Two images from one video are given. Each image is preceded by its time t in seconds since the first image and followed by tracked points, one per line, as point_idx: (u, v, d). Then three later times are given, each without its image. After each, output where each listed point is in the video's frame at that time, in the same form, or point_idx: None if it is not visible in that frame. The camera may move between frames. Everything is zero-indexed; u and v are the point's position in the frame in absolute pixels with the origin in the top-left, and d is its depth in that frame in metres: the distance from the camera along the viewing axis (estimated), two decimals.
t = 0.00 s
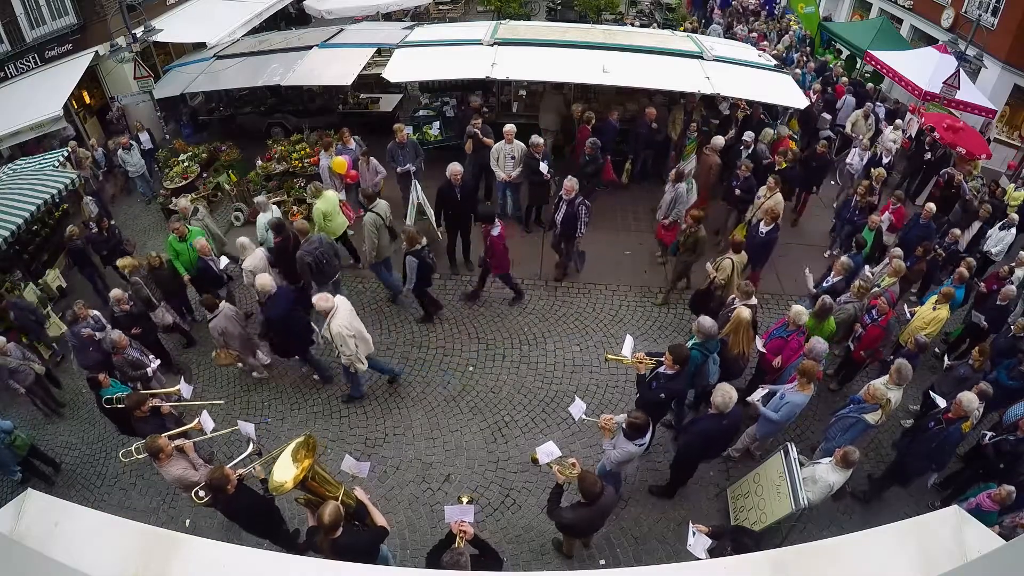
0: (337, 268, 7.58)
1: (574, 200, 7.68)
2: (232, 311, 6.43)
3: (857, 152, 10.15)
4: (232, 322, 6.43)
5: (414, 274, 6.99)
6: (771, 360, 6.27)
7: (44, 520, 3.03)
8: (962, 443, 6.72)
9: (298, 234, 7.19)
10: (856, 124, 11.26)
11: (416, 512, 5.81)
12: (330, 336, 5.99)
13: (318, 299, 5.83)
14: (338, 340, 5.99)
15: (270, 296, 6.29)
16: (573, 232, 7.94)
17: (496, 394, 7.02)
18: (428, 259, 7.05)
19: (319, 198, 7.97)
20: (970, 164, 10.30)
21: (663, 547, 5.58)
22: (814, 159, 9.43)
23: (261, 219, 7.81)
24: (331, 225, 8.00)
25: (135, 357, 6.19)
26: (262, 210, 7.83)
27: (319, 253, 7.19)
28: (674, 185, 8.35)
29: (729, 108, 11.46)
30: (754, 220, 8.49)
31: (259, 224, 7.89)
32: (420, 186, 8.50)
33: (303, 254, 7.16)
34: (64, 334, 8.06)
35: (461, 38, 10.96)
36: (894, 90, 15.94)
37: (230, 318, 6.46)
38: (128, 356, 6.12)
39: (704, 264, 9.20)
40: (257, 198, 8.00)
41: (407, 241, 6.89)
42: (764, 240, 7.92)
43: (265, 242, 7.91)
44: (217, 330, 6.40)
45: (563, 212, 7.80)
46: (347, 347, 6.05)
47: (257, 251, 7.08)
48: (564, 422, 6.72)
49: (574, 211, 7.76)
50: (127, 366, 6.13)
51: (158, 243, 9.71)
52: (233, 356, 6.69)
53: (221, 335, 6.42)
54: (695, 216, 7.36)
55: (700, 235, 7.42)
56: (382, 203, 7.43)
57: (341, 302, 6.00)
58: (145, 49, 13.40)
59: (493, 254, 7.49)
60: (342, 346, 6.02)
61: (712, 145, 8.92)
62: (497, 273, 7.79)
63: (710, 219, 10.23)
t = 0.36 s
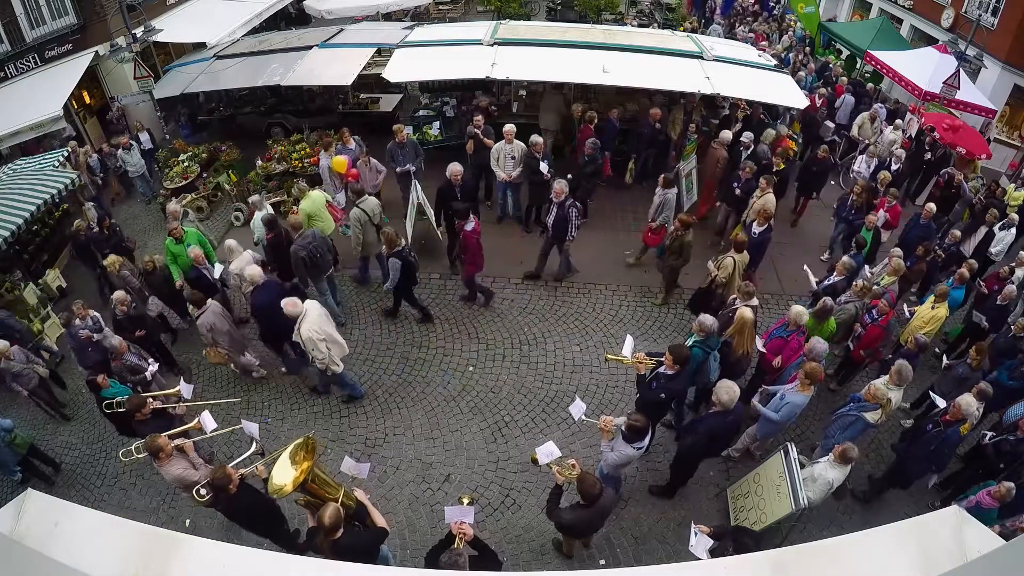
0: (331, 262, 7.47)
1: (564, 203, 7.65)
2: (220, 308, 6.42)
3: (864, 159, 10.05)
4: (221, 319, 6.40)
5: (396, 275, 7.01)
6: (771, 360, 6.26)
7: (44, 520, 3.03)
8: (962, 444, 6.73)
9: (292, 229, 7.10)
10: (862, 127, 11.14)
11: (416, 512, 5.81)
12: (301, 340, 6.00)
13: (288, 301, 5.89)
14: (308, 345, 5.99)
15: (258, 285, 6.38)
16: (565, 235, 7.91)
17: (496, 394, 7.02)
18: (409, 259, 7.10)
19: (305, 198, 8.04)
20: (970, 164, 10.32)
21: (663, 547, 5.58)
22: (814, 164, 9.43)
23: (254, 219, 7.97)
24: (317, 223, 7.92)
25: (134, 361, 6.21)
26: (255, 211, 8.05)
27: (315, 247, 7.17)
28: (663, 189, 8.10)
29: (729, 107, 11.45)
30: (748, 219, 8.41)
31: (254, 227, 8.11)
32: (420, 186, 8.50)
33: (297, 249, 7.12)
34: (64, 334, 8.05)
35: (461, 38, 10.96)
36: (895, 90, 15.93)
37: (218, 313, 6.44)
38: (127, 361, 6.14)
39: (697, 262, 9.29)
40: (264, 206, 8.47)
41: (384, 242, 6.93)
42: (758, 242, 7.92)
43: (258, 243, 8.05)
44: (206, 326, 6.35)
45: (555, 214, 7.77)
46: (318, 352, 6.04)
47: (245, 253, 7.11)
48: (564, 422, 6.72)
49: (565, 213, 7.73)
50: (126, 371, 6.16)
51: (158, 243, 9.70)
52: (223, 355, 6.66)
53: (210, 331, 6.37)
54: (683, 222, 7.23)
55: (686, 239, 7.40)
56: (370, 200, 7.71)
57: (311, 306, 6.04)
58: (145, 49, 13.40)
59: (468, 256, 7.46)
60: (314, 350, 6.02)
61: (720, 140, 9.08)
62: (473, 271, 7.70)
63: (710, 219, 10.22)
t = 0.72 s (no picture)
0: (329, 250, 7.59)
1: (548, 203, 7.65)
2: (211, 307, 6.46)
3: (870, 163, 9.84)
4: (212, 318, 6.44)
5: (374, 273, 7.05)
6: (771, 360, 6.26)
7: (44, 521, 3.03)
8: (962, 444, 6.72)
9: (291, 217, 7.20)
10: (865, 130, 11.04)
11: (416, 512, 5.81)
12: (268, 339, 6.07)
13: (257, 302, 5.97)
14: (275, 344, 6.05)
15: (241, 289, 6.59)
16: (548, 237, 7.95)
17: (496, 394, 7.02)
18: (388, 257, 7.12)
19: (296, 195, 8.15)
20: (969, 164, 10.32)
21: (663, 547, 5.58)
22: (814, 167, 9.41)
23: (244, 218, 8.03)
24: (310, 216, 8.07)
25: (134, 360, 6.18)
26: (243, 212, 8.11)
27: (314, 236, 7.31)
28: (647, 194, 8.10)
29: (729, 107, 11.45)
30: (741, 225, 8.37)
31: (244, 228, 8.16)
32: (420, 187, 8.51)
33: (295, 237, 7.25)
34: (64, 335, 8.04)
35: (461, 38, 10.96)
36: (895, 90, 15.93)
37: (209, 313, 6.49)
38: (127, 359, 6.12)
39: (684, 260, 9.32)
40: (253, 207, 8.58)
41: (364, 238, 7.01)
42: (755, 243, 7.91)
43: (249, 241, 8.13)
44: (196, 326, 6.40)
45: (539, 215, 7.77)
46: (285, 352, 6.08)
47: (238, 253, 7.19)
48: (564, 423, 6.72)
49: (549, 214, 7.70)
50: (126, 370, 6.13)
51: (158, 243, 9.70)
52: (212, 353, 6.60)
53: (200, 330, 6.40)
54: (666, 224, 7.21)
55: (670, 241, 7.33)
56: (353, 199, 7.84)
57: (281, 306, 6.13)
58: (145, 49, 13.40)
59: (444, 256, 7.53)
60: (280, 350, 6.07)
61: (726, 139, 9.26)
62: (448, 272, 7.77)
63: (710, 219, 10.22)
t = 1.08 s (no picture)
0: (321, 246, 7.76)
1: (534, 205, 7.53)
2: (198, 311, 6.38)
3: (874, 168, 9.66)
4: (199, 324, 6.36)
5: (353, 275, 7.06)
6: (771, 360, 6.26)
7: (44, 521, 3.03)
8: (962, 444, 6.72)
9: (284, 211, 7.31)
10: (867, 134, 10.88)
11: (416, 512, 5.81)
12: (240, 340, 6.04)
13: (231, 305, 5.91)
14: (246, 347, 6.02)
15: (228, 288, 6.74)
16: (536, 238, 7.82)
17: (496, 394, 7.02)
18: (368, 259, 7.10)
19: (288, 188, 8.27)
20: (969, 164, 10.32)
21: (663, 547, 5.58)
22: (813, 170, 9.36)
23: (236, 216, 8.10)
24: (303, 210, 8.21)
25: (133, 359, 6.16)
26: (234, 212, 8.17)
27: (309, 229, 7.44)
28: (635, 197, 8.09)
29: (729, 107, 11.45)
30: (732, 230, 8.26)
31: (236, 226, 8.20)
32: (420, 187, 8.51)
33: (289, 229, 7.34)
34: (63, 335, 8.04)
35: (461, 38, 10.95)
36: (895, 91, 15.93)
37: (198, 317, 6.41)
38: (126, 358, 6.10)
39: (669, 262, 9.24)
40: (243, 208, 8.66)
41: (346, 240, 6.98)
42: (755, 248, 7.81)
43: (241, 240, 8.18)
44: (183, 330, 6.34)
45: (525, 217, 7.67)
46: (256, 355, 6.05)
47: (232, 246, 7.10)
48: (564, 423, 6.72)
49: (535, 216, 7.61)
50: (124, 368, 6.09)
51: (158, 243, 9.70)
52: (201, 354, 6.61)
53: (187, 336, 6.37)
54: (647, 219, 7.15)
55: (650, 238, 7.30)
56: (340, 196, 8.09)
57: (256, 309, 6.10)
58: (145, 49, 13.41)
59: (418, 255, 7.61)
60: (252, 352, 6.03)
61: (732, 135, 9.47)
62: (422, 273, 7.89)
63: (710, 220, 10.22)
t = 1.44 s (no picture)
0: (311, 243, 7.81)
1: (522, 212, 7.53)
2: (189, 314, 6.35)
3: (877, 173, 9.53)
4: (188, 326, 6.31)
5: (331, 274, 7.15)
6: (771, 360, 6.26)
7: (44, 521, 3.02)
8: (962, 444, 6.72)
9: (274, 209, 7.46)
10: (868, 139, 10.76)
11: (416, 512, 5.81)
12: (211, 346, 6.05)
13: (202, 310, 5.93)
14: (215, 352, 6.02)
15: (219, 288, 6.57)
16: (525, 245, 7.75)
17: (496, 394, 7.02)
18: (346, 261, 7.18)
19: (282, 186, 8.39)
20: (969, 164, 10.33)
21: (663, 547, 5.59)
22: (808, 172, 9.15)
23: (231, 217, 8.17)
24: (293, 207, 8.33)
25: (132, 361, 6.14)
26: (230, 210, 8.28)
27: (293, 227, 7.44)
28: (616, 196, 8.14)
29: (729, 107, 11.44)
30: (712, 227, 8.27)
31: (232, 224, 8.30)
32: (420, 186, 8.52)
33: (278, 229, 7.42)
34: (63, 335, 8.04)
35: (461, 38, 10.95)
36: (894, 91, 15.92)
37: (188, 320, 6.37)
38: (125, 360, 6.08)
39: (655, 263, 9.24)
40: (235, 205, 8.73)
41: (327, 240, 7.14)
42: (756, 253, 7.71)
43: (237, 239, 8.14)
44: (173, 332, 6.31)
45: (512, 223, 7.63)
46: (226, 361, 6.04)
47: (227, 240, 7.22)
48: (564, 423, 6.72)
49: (522, 223, 7.58)
50: (124, 371, 6.07)
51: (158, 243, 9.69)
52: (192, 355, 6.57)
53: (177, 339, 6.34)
54: (630, 220, 7.16)
55: (633, 238, 7.28)
56: (329, 189, 8.15)
57: (228, 315, 6.08)
58: (145, 49, 13.41)
59: (402, 255, 7.64)
60: (221, 358, 6.03)
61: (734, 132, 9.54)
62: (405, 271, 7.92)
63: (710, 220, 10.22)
